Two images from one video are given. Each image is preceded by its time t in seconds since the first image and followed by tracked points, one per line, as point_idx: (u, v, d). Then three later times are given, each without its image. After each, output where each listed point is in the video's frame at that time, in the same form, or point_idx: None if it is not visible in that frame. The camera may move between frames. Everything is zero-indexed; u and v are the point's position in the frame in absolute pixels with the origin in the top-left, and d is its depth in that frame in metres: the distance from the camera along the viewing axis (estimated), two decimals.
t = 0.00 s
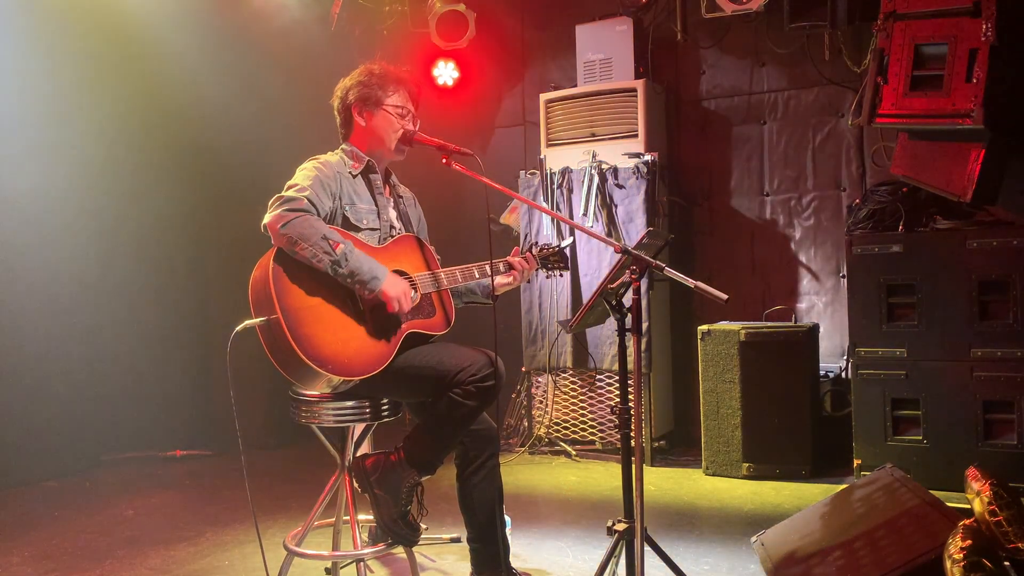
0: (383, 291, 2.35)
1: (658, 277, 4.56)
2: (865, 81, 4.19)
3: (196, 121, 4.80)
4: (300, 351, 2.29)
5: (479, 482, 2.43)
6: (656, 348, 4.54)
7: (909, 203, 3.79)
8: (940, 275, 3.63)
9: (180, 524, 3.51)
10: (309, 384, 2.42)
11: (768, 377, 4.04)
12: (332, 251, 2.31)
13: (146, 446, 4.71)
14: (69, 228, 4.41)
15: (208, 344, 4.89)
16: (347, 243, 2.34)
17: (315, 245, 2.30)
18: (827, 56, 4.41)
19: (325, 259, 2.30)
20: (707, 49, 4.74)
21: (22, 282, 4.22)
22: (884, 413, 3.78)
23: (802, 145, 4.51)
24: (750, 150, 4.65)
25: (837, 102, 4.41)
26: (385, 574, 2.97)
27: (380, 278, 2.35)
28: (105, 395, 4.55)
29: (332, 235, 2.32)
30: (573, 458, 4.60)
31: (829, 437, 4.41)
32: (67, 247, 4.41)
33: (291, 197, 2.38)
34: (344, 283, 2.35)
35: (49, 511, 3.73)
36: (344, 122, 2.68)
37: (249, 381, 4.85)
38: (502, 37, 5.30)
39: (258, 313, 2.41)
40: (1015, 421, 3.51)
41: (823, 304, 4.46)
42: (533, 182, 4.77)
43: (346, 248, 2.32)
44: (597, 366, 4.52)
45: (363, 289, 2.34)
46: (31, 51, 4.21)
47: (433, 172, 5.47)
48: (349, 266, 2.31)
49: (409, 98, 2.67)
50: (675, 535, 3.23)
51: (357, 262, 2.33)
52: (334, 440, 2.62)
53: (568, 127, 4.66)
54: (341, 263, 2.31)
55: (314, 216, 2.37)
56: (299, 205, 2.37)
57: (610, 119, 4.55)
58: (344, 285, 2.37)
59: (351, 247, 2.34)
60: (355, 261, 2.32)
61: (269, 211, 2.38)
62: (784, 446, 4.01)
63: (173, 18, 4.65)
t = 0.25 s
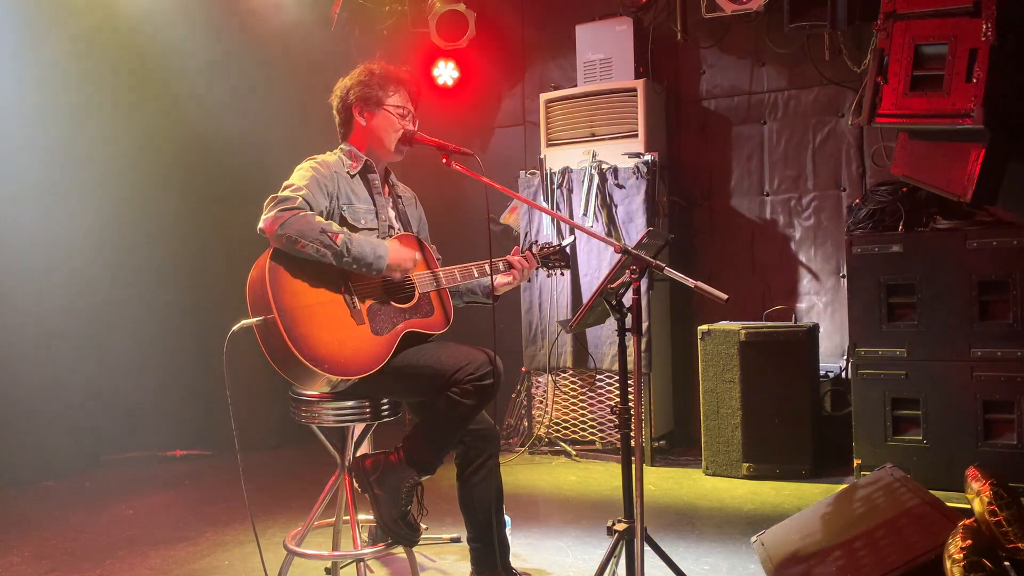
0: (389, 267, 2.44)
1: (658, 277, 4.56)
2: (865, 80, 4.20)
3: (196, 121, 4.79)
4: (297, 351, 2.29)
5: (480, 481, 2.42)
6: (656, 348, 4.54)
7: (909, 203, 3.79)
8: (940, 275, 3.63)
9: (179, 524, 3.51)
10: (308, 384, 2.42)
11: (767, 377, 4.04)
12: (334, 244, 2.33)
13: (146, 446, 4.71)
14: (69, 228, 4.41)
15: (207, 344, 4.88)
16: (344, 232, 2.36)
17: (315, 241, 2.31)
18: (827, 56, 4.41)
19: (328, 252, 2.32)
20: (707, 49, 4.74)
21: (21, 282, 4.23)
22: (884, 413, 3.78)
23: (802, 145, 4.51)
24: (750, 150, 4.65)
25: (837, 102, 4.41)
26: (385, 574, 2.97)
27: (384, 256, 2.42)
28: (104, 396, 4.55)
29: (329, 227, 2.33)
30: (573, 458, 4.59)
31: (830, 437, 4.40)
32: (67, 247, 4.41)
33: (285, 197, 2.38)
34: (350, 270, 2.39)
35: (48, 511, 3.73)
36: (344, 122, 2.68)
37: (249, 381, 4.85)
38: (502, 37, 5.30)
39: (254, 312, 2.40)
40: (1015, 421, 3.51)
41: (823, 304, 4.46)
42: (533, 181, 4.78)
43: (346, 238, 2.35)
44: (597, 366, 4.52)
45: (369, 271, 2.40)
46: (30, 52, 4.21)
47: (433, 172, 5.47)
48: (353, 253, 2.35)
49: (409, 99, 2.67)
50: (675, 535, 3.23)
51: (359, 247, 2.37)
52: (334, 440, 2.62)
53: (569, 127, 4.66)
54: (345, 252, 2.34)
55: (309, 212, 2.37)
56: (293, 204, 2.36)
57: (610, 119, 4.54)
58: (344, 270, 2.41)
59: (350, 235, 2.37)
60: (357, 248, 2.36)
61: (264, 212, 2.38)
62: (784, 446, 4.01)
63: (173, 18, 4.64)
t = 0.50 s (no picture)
0: (391, 281, 2.40)
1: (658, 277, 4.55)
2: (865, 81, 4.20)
3: (197, 121, 4.79)
4: (299, 351, 2.29)
5: (480, 481, 2.43)
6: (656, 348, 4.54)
7: (909, 203, 3.79)
8: (940, 275, 3.64)
9: (179, 524, 3.51)
10: (309, 384, 2.42)
11: (767, 377, 4.04)
12: (338, 248, 2.32)
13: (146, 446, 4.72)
14: (69, 228, 4.42)
15: (208, 344, 4.88)
16: (351, 238, 2.36)
17: (321, 243, 2.31)
18: (827, 56, 4.41)
19: (332, 256, 2.31)
20: (707, 49, 4.74)
21: (20, 282, 4.23)
22: (884, 413, 3.78)
23: (802, 145, 4.51)
24: (750, 150, 4.65)
25: (837, 102, 4.41)
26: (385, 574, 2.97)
27: (387, 268, 2.40)
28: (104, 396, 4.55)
29: (336, 232, 2.34)
30: (573, 458, 4.59)
31: (830, 437, 4.41)
32: (67, 247, 4.41)
33: (292, 197, 2.38)
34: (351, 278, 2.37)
35: (48, 510, 3.74)
36: (344, 122, 2.67)
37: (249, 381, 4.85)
38: (502, 37, 5.30)
39: (257, 311, 2.41)
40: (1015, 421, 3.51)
41: (823, 304, 4.46)
42: (533, 181, 4.77)
43: (351, 244, 2.34)
44: (597, 366, 4.52)
45: (371, 281, 2.37)
46: (30, 52, 4.22)
47: (433, 172, 5.47)
48: (356, 260, 2.33)
49: (410, 103, 2.67)
50: (675, 535, 3.23)
51: (363, 255, 2.36)
52: (334, 441, 2.62)
53: (569, 127, 4.66)
54: (348, 258, 2.32)
55: (316, 216, 2.38)
56: (302, 205, 2.37)
57: (610, 119, 4.54)
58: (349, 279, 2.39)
59: (355, 242, 2.36)
60: (361, 255, 2.35)
61: (270, 212, 2.39)
62: (784, 446, 4.01)
63: (173, 18, 4.64)
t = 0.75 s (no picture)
0: (390, 273, 2.42)
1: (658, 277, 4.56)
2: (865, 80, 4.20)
3: (197, 121, 4.79)
4: (298, 350, 2.29)
5: (480, 481, 2.43)
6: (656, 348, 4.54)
7: (909, 203, 3.80)
8: (940, 275, 3.63)
9: (180, 524, 3.51)
10: (308, 384, 2.41)
11: (767, 378, 4.04)
12: (336, 243, 2.32)
13: (145, 446, 4.72)
14: (69, 228, 4.42)
15: (208, 344, 4.88)
16: (347, 232, 2.36)
17: (319, 239, 2.31)
18: (827, 56, 4.41)
19: (330, 251, 2.32)
20: (707, 49, 4.74)
21: (20, 282, 4.24)
22: (884, 413, 3.78)
23: (802, 145, 4.51)
24: (750, 150, 4.65)
25: (837, 102, 4.41)
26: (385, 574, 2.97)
27: (385, 260, 2.40)
28: (105, 395, 4.56)
29: (333, 226, 2.34)
30: (573, 458, 4.59)
31: (830, 437, 4.40)
32: (66, 247, 4.41)
33: (291, 194, 2.38)
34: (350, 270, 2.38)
35: (49, 510, 3.74)
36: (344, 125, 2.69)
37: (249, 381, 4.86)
38: (502, 37, 5.30)
39: (255, 312, 2.41)
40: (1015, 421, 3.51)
41: (823, 304, 4.46)
42: (533, 181, 4.78)
43: (349, 238, 2.34)
44: (597, 366, 4.52)
45: (371, 274, 2.38)
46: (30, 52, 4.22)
47: (433, 171, 5.47)
48: (354, 255, 2.34)
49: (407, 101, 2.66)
50: (675, 535, 3.23)
51: (362, 248, 2.36)
52: (334, 441, 2.62)
53: (569, 127, 4.66)
54: (346, 252, 2.33)
55: (314, 212, 2.37)
56: (299, 202, 2.37)
57: (610, 119, 4.54)
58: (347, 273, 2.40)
59: (353, 235, 2.36)
60: (359, 249, 2.35)
61: (269, 208, 2.38)
62: (784, 446, 4.01)
63: (173, 18, 4.64)
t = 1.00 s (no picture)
0: (382, 284, 2.36)
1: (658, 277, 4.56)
2: (865, 80, 4.19)
3: (197, 121, 4.79)
4: (299, 347, 2.30)
5: (480, 480, 2.42)
6: (655, 348, 4.54)
7: (909, 203, 3.80)
8: (940, 275, 3.63)
9: (180, 523, 3.51)
10: (310, 382, 2.41)
11: (767, 378, 4.04)
12: (333, 245, 2.31)
13: (145, 446, 4.71)
14: (69, 228, 4.42)
15: (208, 344, 4.88)
16: (348, 237, 2.34)
17: (317, 237, 2.31)
18: (827, 56, 4.41)
19: (326, 252, 2.30)
20: (707, 49, 4.74)
21: (21, 282, 4.24)
22: (884, 413, 3.78)
23: (801, 145, 4.51)
24: (750, 150, 4.65)
25: (837, 103, 4.41)
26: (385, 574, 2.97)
27: (380, 271, 2.36)
28: (105, 395, 4.56)
29: (333, 228, 2.33)
30: (573, 458, 4.59)
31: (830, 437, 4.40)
32: (66, 247, 4.41)
33: (293, 191, 2.40)
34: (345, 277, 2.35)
35: (49, 510, 3.74)
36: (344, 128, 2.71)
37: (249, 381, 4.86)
38: (502, 37, 5.30)
39: (257, 309, 2.41)
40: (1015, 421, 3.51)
41: (823, 304, 4.46)
42: (533, 181, 4.78)
43: (347, 242, 2.32)
44: (597, 366, 4.52)
45: (365, 282, 2.35)
46: (30, 52, 4.21)
47: (432, 172, 5.47)
48: (350, 259, 2.31)
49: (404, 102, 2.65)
50: (675, 535, 3.23)
51: (357, 255, 2.33)
52: (334, 441, 2.62)
53: (569, 127, 4.66)
54: (342, 256, 2.31)
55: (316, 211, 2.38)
56: (302, 199, 2.38)
57: (610, 119, 4.54)
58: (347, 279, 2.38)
59: (352, 240, 2.34)
60: (355, 255, 2.32)
61: (272, 205, 2.40)
62: (784, 446, 4.01)
63: (173, 18, 4.64)
